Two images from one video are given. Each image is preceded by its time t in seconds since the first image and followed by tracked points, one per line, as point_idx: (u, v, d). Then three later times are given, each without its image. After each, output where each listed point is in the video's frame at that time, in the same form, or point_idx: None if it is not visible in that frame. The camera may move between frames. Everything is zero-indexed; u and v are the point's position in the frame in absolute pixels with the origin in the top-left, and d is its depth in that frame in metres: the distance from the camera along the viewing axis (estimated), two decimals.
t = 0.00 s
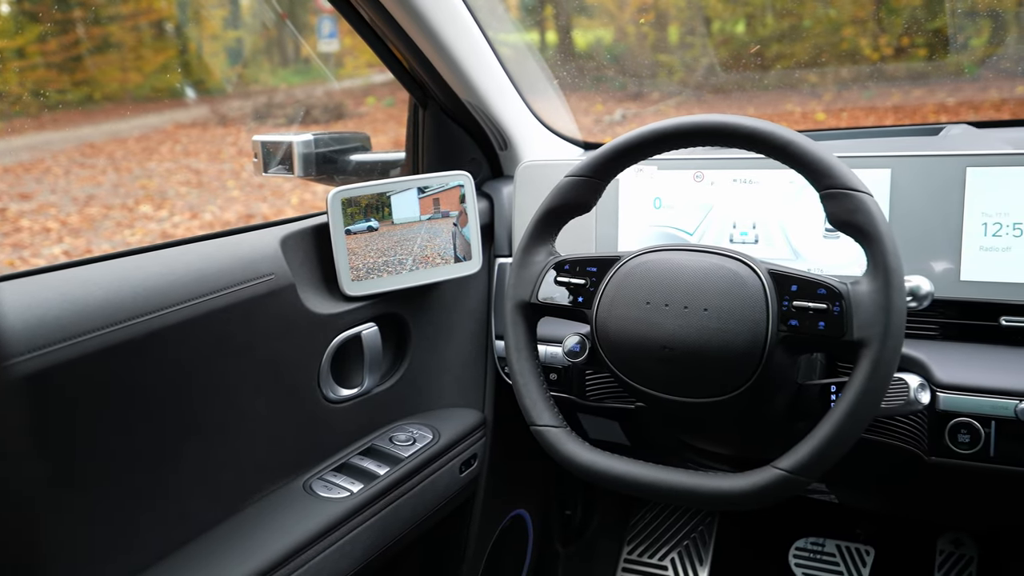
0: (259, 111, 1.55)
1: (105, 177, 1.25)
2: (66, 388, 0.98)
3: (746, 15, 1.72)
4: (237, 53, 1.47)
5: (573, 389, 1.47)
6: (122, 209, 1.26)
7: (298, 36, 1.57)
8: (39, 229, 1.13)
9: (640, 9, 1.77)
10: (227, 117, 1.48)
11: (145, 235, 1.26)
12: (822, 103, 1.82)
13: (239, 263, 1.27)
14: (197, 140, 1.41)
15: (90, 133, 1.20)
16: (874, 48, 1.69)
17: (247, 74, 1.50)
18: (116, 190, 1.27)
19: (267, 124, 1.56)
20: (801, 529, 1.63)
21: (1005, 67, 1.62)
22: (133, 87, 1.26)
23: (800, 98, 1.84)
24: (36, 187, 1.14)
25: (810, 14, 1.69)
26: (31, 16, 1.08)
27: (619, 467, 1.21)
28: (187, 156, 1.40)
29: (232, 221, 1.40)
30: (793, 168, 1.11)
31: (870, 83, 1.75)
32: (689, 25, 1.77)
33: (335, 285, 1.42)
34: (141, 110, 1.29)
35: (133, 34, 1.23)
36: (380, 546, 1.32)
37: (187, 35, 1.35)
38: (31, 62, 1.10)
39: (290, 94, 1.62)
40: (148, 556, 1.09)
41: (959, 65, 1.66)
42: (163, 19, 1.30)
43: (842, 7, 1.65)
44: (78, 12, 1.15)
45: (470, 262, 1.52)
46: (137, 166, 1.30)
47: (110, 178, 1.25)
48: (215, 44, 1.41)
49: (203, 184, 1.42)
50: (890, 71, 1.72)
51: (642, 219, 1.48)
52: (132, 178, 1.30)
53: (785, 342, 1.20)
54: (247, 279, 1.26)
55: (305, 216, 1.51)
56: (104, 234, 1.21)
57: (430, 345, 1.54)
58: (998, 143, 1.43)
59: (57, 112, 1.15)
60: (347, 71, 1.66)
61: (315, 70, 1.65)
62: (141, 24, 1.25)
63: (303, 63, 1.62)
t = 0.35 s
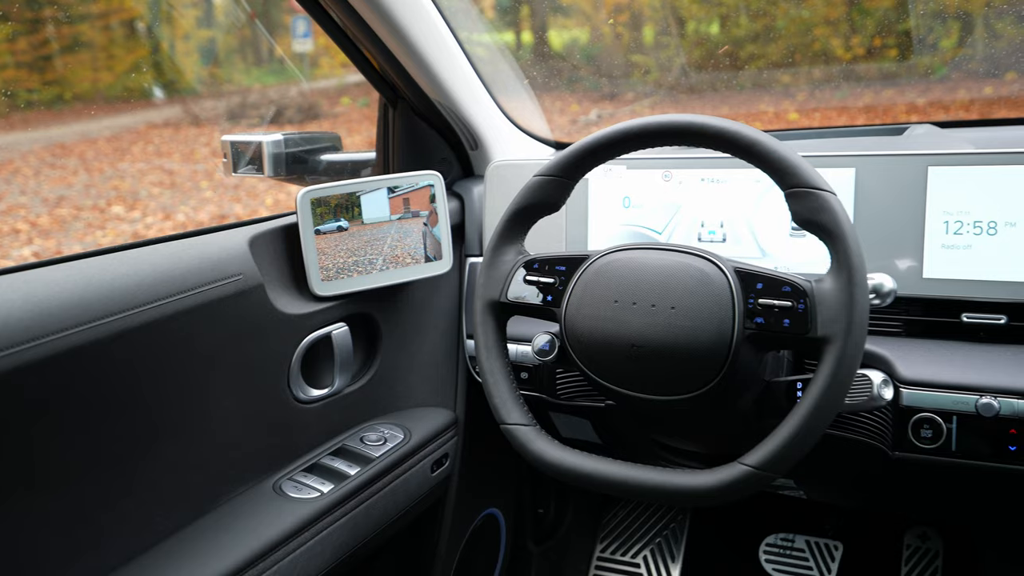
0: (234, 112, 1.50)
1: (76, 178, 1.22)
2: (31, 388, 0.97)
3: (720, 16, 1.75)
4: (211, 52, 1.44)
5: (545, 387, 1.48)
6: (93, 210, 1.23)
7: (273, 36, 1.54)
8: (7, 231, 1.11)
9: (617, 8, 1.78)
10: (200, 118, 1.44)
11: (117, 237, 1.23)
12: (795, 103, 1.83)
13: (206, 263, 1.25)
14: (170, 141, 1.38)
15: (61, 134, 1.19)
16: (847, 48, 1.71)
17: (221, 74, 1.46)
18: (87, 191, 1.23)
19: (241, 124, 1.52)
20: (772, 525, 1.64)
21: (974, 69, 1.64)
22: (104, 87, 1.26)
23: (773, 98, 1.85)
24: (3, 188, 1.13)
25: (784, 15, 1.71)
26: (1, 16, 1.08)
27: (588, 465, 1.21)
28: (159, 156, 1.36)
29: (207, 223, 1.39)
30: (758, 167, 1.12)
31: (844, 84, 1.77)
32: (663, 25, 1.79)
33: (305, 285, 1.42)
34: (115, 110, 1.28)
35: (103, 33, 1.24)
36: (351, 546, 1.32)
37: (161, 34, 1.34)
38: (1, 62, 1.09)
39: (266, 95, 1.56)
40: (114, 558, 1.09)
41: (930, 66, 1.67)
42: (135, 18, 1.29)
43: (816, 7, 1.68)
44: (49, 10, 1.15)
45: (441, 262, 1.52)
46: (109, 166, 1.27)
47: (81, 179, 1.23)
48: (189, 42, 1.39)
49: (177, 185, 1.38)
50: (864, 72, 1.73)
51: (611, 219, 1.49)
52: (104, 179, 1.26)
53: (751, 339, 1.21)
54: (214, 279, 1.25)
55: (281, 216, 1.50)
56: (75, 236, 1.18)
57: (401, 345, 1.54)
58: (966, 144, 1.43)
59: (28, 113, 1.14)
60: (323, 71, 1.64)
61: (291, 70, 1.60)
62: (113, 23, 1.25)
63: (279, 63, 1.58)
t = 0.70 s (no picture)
0: (207, 111, 1.51)
1: (46, 178, 1.21)
2: None
3: (694, 16, 1.77)
4: (184, 51, 1.43)
5: (514, 385, 1.46)
6: (64, 211, 1.22)
7: (248, 35, 1.53)
8: None
9: (593, 8, 1.80)
10: (173, 118, 1.44)
11: (88, 238, 1.22)
12: (768, 103, 1.85)
13: (171, 261, 1.24)
14: (143, 141, 1.38)
15: (30, 133, 1.19)
16: (820, 48, 1.74)
17: (194, 73, 1.46)
18: (57, 191, 1.23)
19: (215, 124, 1.51)
20: (741, 519, 1.66)
21: (942, 69, 1.66)
22: (75, 86, 1.26)
23: (747, 98, 1.87)
24: None
25: (758, 16, 1.74)
26: None
27: (554, 462, 1.22)
28: (131, 156, 1.36)
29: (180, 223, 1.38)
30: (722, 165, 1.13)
31: (817, 83, 1.80)
32: (640, 25, 1.81)
33: (272, 284, 1.41)
34: (86, 109, 1.28)
35: (74, 32, 1.23)
36: (321, 545, 1.32)
37: (132, 32, 1.33)
38: None
39: (239, 94, 1.57)
40: (78, 560, 1.08)
41: (901, 66, 1.70)
42: (105, 16, 1.29)
43: (789, 7, 1.71)
44: (16, 8, 1.14)
45: (410, 260, 1.52)
46: (80, 166, 1.26)
47: (52, 178, 1.22)
48: (163, 40, 1.38)
49: (150, 184, 1.38)
50: (837, 71, 1.77)
51: (580, 217, 1.49)
52: (75, 179, 1.25)
53: (716, 336, 1.22)
54: (178, 278, 1.23)
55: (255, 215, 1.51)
56: (44, 236, 1.17)
57: (372, 344, 1.54)
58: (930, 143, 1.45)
59: None
60: (298, 70, 1.64)
61: (266, 69, 1.60)
62: (83, 21, 1.25)
63: (253, 62, 1.57)
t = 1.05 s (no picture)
0: (180, 109, 1.47)
1: (15, 176, 1.20)
2: None
3: (669, 14, 1.76)
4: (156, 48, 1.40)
5: (484, 382, 1.48)
6: (33, 210, 1.21)
7: (221, 32, 1.50)
8: None
9: (567, 8, 1.78)
10: (145, 115, 1.41)
11: (58, 236, 1.21)
12: (742, 101, 1.86)
13: (135, 261, 1.23)
14: (113, 139, 1.35)
15: None
16: (792, 47, 1.73)
17: (166, 70, 1.43)
18: (26, 190, 1.22)
19: (185, 122, 1.49)
20: (711, 515, 1.67)
21: (913, 68, 1.68)
22: (44, 83, 1.23)
23: (721, 96, 1.87)
24: None
25: (732, 15, 1.73)
26: None
27: (522, 459, 1.22)
28: (102, 154, 1.33)
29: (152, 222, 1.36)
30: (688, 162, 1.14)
31: (789, 82, 1.79)
32: (613, 23, 1.79)
33: (239, 283, 1.40)
34: (55, 107, 1.25)
35: (43, 28, 1.21)
36: (290, 544, 1.31)
37: (103, 28, 1.30)
38: None
39: (213, 92, 1.54)
40: (42, 561, 1.07)
41: (874, 66, 1.70)
42: (74, 12, 1.26)
43: (762, 7, 1.69)
44: None
45: (379, 258, 1.52)
46: (49, 164, 1.24)
47: (20, 177, 1.21)
48: (134, 37, 1.36)
49: (121, 184, 1.36)
50: (809, 69, 1.75)
51: (549, 214, 1.49)
52: (44, 178, 1.24)
53: (683, 332, 1.22)
54: (143, 277, 1.22)
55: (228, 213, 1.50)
56: (13, 235, 1.16)
57: (341, 342, 1.53)
58: (893, 141, 1.47)
59: None
60: (272, 67, 1.62)
61: (240, 67, 1.57)
62: (52, 17, 1.22)
63: (227, 60, 1.54)
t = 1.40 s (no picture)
0: (152, 107, 1.47)
1: None
2: None
3: (642, 14, 1.76)
4: (128, 46, 1.39)
5: (454, 381, 1.48)
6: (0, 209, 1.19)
7: (193, 29, 1.48)
8: None
9: (540, 7, 1.78)
10: (116, 113, 1.40)
11: (27, 235, 1.18)
12: (715, 99, 1.87)
13: (100, 259, 1.20)
14: (84, 137, 1.34)
15: None
16: (764, 46, 1.74)
17: (137, 68, 1.43)
18: None
19: (159, 120, 1.49)
20: (682, 511, 1.68)
21: (883, 67, 1.70)
22: (10, 82, 1.21)
23: (694, 94, 1.88)
24: None
25: (704, 13, 1.73)
26: None
27: (491, 457, 1.22)
28: (72, 153, 1.32)
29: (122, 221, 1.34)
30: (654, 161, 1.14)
31: (760, 80, 1.80)
32: (587, 23, 1.80)
33: (207, 282, 1.38)
34: (23, 106, 1.24)
35: (10, 26, 1.19)
36: (258, 545, 1.31)
37: (72, 26, 1.29)
38: None
39: (185, 90, 1.53)
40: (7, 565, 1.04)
41: (845, 64, 1.72)
42: (43, 10, 1.24)
43: (734, 6, 1.69)
44: None
45: (348, 258, 1.52)
46: (18, 163, 1.23)
47: None
48: (104, 35, 1.35)
49: (91, 182, 1.34)
50: (781, 68, 1.77)
51: (517, 212, 1.49)
52: (13, 177, 1.23)
53: (649, 329, 1.23)
54: (108, 277, 1.20)
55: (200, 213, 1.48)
56: None
57: (311, 342, 1.53)
58: (856, 138, 1.51)
59: None
60: (244, 66, 1.61)
61: (212, 65, 1.55)
62: (19, 15, 1.21)
63: (199, 58, 1.52)
